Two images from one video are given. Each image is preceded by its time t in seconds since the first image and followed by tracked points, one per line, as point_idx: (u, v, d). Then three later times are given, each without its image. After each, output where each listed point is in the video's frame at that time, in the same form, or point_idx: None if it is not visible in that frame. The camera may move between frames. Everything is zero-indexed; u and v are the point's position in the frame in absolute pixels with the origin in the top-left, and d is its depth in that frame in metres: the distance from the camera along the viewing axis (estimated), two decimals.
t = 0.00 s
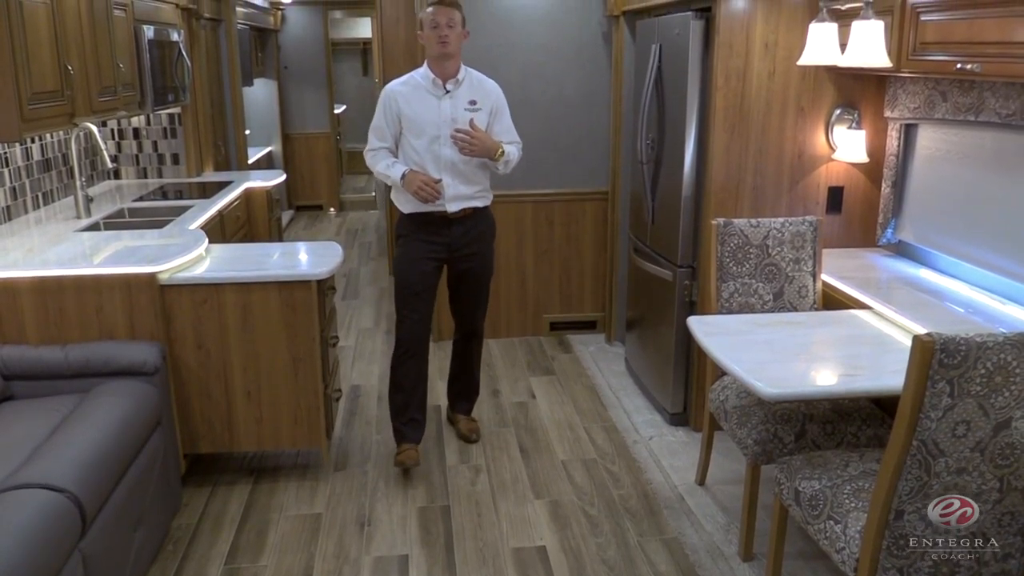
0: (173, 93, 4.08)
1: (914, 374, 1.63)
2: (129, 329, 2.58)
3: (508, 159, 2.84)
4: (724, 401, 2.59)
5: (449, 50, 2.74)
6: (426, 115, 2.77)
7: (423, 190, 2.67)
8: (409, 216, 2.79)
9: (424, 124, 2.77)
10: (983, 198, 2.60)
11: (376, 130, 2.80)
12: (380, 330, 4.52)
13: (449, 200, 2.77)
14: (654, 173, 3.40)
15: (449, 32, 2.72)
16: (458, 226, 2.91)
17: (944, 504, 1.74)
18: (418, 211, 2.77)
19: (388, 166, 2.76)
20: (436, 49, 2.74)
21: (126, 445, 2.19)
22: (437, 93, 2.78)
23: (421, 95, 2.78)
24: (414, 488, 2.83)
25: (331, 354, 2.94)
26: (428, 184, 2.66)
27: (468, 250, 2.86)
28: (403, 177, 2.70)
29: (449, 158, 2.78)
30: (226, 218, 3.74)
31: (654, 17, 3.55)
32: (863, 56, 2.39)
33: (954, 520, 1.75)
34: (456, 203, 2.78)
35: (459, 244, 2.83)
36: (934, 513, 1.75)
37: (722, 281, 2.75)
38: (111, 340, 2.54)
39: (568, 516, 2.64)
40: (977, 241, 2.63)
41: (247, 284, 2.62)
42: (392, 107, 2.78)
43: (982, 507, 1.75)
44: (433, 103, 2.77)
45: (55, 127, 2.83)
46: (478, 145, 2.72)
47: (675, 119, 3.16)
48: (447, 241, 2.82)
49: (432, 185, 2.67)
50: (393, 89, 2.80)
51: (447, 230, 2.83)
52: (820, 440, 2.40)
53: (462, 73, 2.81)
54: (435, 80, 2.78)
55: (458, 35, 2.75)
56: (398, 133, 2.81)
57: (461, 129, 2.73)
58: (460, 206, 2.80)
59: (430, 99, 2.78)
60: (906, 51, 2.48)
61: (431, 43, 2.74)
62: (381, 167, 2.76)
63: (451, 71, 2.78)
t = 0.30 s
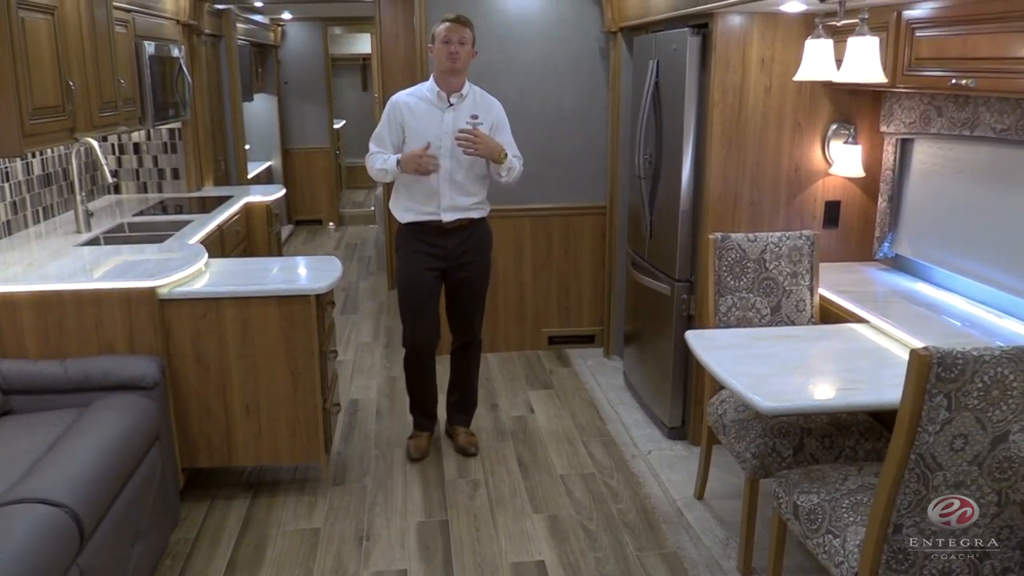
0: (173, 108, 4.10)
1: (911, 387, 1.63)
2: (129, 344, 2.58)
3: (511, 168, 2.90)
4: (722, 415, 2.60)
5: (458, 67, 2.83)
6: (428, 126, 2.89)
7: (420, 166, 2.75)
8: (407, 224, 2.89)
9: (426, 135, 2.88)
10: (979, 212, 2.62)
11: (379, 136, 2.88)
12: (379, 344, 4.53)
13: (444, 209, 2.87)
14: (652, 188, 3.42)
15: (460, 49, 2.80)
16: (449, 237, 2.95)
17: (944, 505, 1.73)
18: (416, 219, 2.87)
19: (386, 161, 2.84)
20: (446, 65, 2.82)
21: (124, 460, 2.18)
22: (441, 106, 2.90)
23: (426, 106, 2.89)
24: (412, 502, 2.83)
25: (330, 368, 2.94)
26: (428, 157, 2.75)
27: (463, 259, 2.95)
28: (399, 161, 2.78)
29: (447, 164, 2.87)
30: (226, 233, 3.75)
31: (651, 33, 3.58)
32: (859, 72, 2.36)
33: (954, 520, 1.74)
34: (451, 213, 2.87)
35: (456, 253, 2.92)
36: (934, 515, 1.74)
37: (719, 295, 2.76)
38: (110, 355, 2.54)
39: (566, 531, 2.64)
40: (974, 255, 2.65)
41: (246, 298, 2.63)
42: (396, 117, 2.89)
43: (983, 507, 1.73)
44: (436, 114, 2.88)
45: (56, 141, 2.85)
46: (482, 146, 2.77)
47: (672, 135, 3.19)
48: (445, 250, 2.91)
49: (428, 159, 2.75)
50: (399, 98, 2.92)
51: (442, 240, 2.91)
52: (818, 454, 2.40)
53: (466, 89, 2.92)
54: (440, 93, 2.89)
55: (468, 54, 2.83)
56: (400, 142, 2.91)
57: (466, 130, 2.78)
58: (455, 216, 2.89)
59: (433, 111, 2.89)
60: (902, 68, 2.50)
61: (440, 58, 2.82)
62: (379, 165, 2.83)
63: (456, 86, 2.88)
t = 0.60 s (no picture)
0: (172, 121, 4.12)
1: (907, 397, 1.64)
2: (127, 355, 2.58)
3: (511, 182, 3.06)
4: (719, 426, 2.60)
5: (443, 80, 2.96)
6: (418, 136, 3.01)
7: (436, 162, 2.85)
8: (398, 234, 3.01)
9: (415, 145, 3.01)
10: (974, 223, 2.63)
11: (372, 146, 2.99)
12: (376, 355, 4.53)
13: (430, 217, 2.98)
14: (648, 200, 3.44)
15: (447, 64, 2.94)
16: (443, 248, 3.02)
17: (944, 504, 1.72)
18: (407, 228, 2.98)
19: (384, 166, 2.92)
20: (432, 78, 2.95)
21: (120, 471, 2.18)
22: (429, 117, 3.02)
23: (415, 119, 3.02)
24: (409, 513, 2.83)
25: (328, 380, 2.94)
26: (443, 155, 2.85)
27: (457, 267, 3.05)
28: (413, 159, 2.86)
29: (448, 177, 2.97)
30: (224, 245, 3.76)
31: (647, 46, 3.60)
32: (852, 85, 2.39)
33: (954, 520, 1.73)
34: (437, 220, 2.98)
35: (449, 263, 3.04)
36: (935, 514, 1.73)
37: (716, 306, 2.77)
38: (108, 366, 2.55)
39: (563, 542, 2.64)
40: (968, 266, 2.66)
41: (244, 310, 2.63)
42: (388, 129, 3.02)
43: (982, 512, 1.73)
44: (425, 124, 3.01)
45: (54, 154, 2.85)
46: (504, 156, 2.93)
47: (668, 147, 3.21)
48: (438, 260, 3.03)
49: (443, 157, 2.86)
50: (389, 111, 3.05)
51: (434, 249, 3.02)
52: (815, 465, 2.41)
53: (452, 101, 3.04)
54: (428, 105, 3.02)
55: (454, 68, 2.96)
56: (393, 152, 3.03)
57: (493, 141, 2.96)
58: (441, 224, 2.99)
59: (423, 122, 3.02)
60: (895, 81, 2.52)
61: (427, 71, 2.95)
62: (381, 171, 2.89)
63: (443, 97, 3.00)
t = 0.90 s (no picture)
0: (171, 128, 4.13)
1: (904, 404, 1.65)
2: (125, 362, 2.59)
3: (492, 192, 3.15)
4: (716, 432, 2.61)
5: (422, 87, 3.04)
6: (399, 146, 3.09)
7: (417, 185, 2.92)
8: (387, 239, 3.10)
9: (398, 154, 3.10)
10: (969, 230, 2.64)
11: (356, 158, 3.10)
12: (375, 362, 4.54)
13: (415, 223, 3.05)
14: (645, 207, 3.45)
15: (425, 72, 3.02)
16: (429, 251, 3.07)
17: (944, 505, 1.72)
18: (393, 235, 3.07)
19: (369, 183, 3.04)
20: (411, 86, 3.03)
21: (118, 479, 2.18)
22: (409, 126, 3.09)
23: (396, 129, 3.10)
24: (407, 520, 2.83)
25: (326, 387, 2.94)
26: (424, 180, 2.92)
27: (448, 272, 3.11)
28: (394, 180, 2.95)
29: (434, 190, 3.04)
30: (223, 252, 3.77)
31: (643, 54, 3.63)
32: (848, 92, 2.39)
33: (954, 520, 1.73)
34: (422, 225, 3.05)
35: (435, 265, 3.10)
36: (936, 514, 1.73)
37: (712, 313, 2.78)
38: (106, 374, 2.55)
39: (561, 548, 2.64)
40: (964, 273, 2.67)
41: (243, 317, 2.64)
42: (371, 140, 3.12)
43: (979, 519, 1.74)
44: (404, 134, 3.09)
45: (53, 161, 2.86)
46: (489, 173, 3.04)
47: (665, 154, 3.22)
48: (424, 263, 3.08)
49: (424, 179, 2.93)
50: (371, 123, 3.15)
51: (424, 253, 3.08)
52: (812, 471, 2.41)
53: (432, 107, 3.10)
54: (408, 113, 3.09)
55: (433, 77, 3.04)
56: (378, 163, 3.13)
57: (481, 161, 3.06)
58: (426, 229, 3.06)
59: (403, 131, 3.09)
60: (890, 88, 2.54)
61: (406, 80, 3.03)
62: (366, 186, 3.03)
63: (421, 104, 3.07)
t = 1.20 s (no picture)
0: (171, 133, 4.15)
1: (903, 408, 1.65)
2: (125, 367, 2.59)
3: (479, 190, 3.15)
4: (715, 437, 2.61)
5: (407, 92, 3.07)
6: (388, 151, 3.12)
7: (405, 191, 2.95)
8: (384, 240, 3.13)
9: (387, 159, 3.12)
10: (967, 234, 2.65)
11: (348, 166, 3.15)
12: (374, 367, 4.54)
13: (409, 224, 3.07)
14: (644, 211, 3.46)
15: (408, 78, 3.04)
16: (424, 252, 3.10)
17: (944, 505, 1.72)
18: (389, 237, 3.11)
19: (361, 190, 3.08)
20: (395, 92, 3.06)
21: (118, 484, 2.18)
22: (396, 130, 3.11)
23: (383, 134, 3.12)
24: (406, 524, 2.83)
25: (326, 391, 2.95)
26: (412, 185, 2.95)
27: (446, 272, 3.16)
28: (383, 186, 2.98)
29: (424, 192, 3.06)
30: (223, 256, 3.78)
31: (642, 59, 3.64)
32: (846, 97, 2.40)
33: (954, 520, 1.73)
34: (417, 226, 3.07)
35: (430, 266, 3.13)
36: (936, 515, 1.73)
37: (711, 317, 2.79)
38: (106, 378, 2.55)
39: (561, 552, 2.64)
40: (962, 277, 2.68)
41: (243, 321, 2.64)
42: (361, 147, 3.16)
43: (977, 522, 1.74)
44: (392, 139, 3.11)
45: (54, 166, 2.87)
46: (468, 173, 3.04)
47: (664, 159, 3.24)
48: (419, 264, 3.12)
49: (412, 184, 2.95)
50: (360, 131, 3.18)
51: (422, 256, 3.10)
52: (811, 475, 2.42)
53: (417, 110, 3.11)
54: (394, 118, 3.10)
55: (416, 81, 3.07)
56: (369, 169, 3.17)
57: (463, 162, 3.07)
58: (422, 229, 3.08)
59: (390, 136, 3.11)
60: (888, 94, 2.55)
61: (390, 86, 3.05)
62: (357, 194, 3.06)
63: (406, 108, 3.08)
